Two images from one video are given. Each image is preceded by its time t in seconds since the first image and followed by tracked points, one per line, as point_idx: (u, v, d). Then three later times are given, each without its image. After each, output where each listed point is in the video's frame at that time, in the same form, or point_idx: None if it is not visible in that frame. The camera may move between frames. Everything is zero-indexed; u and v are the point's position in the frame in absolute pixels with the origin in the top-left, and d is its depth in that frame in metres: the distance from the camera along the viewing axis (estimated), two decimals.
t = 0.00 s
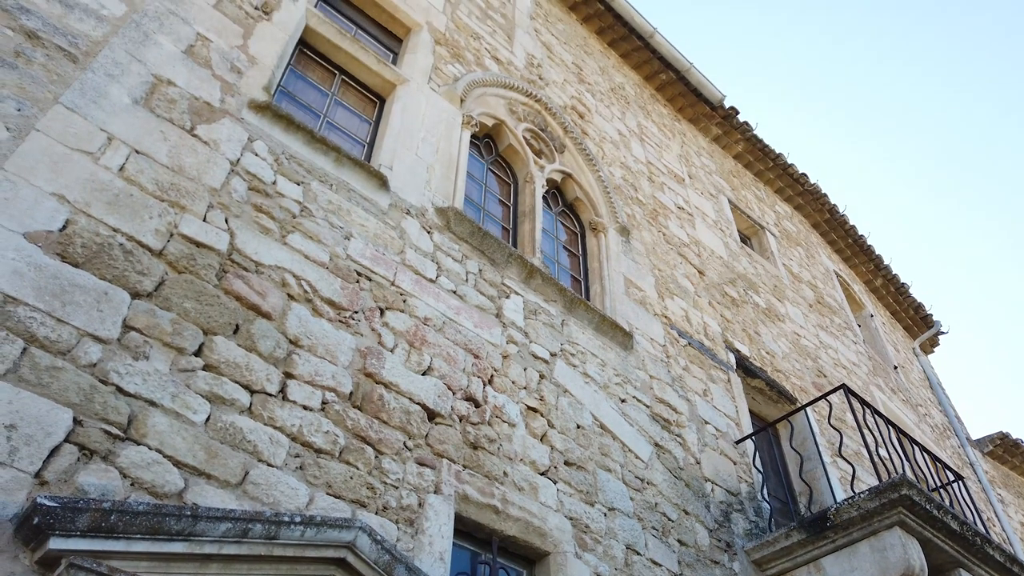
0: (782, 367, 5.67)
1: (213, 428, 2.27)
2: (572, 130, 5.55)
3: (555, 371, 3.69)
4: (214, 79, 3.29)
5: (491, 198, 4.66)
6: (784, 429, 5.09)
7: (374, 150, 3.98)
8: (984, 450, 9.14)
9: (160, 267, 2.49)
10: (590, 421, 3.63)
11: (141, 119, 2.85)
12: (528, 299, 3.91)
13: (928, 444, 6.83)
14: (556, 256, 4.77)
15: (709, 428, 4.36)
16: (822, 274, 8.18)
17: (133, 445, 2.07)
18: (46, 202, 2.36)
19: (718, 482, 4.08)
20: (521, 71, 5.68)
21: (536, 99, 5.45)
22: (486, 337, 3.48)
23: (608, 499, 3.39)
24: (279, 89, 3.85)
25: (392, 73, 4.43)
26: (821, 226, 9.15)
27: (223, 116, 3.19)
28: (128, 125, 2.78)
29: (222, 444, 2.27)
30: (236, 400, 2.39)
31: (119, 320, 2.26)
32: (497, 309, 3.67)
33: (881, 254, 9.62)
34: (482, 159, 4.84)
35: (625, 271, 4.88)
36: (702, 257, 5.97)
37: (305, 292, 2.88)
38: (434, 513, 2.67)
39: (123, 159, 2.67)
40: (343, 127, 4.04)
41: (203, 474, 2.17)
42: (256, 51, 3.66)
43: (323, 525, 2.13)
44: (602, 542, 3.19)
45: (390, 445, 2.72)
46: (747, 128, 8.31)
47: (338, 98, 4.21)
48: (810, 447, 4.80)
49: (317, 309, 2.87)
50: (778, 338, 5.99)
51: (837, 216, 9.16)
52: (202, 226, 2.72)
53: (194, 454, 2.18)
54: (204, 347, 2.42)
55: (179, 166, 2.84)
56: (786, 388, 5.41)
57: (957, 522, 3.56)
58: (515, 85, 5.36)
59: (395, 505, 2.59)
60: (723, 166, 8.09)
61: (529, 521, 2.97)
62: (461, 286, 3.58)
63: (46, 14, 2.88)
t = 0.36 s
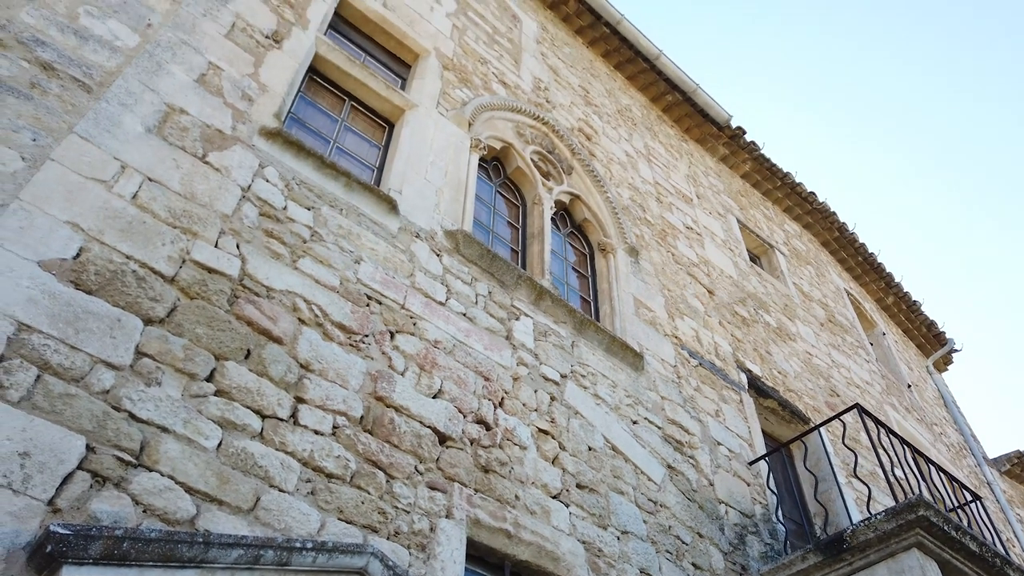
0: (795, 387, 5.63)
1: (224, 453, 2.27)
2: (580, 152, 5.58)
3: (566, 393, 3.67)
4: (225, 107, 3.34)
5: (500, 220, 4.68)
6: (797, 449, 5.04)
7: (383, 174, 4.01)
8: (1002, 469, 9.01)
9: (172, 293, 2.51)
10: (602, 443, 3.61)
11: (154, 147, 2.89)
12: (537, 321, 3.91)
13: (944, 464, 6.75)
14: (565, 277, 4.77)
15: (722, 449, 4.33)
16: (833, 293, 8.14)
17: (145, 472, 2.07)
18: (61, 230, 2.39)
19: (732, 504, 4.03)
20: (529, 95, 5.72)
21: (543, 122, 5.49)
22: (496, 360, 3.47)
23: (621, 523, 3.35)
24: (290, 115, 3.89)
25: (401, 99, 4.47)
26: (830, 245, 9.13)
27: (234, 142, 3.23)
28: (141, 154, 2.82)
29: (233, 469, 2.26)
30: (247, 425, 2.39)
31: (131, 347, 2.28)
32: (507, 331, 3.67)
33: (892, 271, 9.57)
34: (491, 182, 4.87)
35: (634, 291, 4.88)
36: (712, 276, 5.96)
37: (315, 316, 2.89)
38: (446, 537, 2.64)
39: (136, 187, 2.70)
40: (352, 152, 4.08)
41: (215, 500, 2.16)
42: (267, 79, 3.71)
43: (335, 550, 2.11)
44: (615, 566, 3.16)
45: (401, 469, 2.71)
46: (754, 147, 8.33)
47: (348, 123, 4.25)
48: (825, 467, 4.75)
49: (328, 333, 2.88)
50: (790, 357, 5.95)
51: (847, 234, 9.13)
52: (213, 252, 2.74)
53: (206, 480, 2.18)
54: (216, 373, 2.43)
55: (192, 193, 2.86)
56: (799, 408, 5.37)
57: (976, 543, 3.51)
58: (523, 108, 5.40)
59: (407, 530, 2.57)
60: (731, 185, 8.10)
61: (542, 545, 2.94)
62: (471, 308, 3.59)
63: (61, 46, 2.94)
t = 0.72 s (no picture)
0: (808, 404, 5.58)
1: (236, 476, 2.27)
2: (588, 171, 5.60)
3: (577, 412, 3.66)
4: (236, 132, 3.37)
5: (509, 239, 4.69)
6: (813, 467, 4.98)
7: (392, 196, 4.04)
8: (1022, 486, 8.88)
9: (184, 316, 2.52)
10: (615, 462, 3.59)
11: (166, 172, 2.92)
12: (548, 340, 3.90)
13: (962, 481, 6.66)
14: (575, 296, 4.77)
15: (736, 468, 4.28)
16: (845, 309, 8.09)
17: (158, 496, 2.07)
18: (74, 255, 2.41)
19: (748, 524, 3.98)
20: (536, 115, 5.76)
21: (551, 142, 5.53)
22: (507, 379, 3.46)
23: (635, 543, 3.31)
24: (300, 139, 3.93)
25: (410, 121, 4.51)
26: (841, 260, 9.09)
27: (245, 167, 3.26)
28: (153, 179, 2.85)
29: (245, 493, 2.26)
30: (259, 447, 2.39)
31: (144, 371, 2.29)
32: (518, 350, 3.66)
33: (904, 286, 9.52)
34: (500, 202, 4.89)
35: (645, 309, 4.87)
36: (723, 293, 5.94)
37: (326, 337, 2.90)
38: (459, 559, 2.62)
39: (148, 212, 2.73)
40: (362, 175, 4.11)
41: (227, 523, 2.16)
42: (278, 103, 3.75)
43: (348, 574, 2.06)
44: None
45: (412, 491, 2.69)
46: (762, 164, 8.35)
47: (357, 146, 4.29)
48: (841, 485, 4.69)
49: (339, 354, 2.88)
50: (803, 374, 5.91)
51: (858, 250, 9.10)
52: (225, 275, 2.76)
53: (218, 503, 2.17)
54: (227, 396, 2.43)
55: (203, 216, 2.89)
56: (813, 426, 5.32)
57: (997, 562, 3.45)
58: (530, 129, 5.44)
59: (419, 553, 2.54)
60: (740, 202, 8.10)
61: (555, 566, 2.91)
62: (481, 328, 3.59)
63: (76, 74, 2.99)
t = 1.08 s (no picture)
0: (820, 416, 5.54)
1: (245, 494, 2.27)
2: (595, 185, 5.62)
3: (587, 427, 3.64)
4: (244, 150, 3.40)
5: (516, 254, 4.70)
6: (825, 480, 4.94)
7: (399, 212, 4.05)
8: None
9: (193, 334, 2.53)
10: (625, 477, 3.56)
11: (175, 192, 2.94)
12: (556, 354, 3.89)
13: (977, 494, 6.58)
14: (583, 309, 4.76)
15: (748, 481, 4.25)
16: (855, 320, 8.05)
17: (167, 514, 2.07)
18: (84, 275, 2.43)
19: (761, 538, 3.94)
20: (542, 130, 5.79)
21: (557, 157, 5.55)
22: (516, 394, 3.45)
23: (647, 559, 3.28)
24: (308, 157, 3.96)
25: (416, 138, 4.54)
26: (850, 271, 9.05)
27: (254, 185, 3.28)
28: (162, 198, 2.87)
29: (254, 511, 2.25)
30: (268, 465, 2.39)
31: (153, 389, 2.29)
32: (526, 365, 3.66)
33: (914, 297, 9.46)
34: (506, 217, 4.90)
35: (653, 322, 4.85)
36: (731, 306, 5.92)
37: (334, 354, 2.90)
38: None
39: (157, 231, 2.75)
40: (369, 191, 4.13)
41: (236, 541, 2.15)
42: (285, 122, 3.78)
43: None
44: None
45: (422, 508, 2.68)
46: (769, 176, 8.35)
47: (365, 163, 4.31)
48: (855, 498, 4.64)
49: (347, 370, 2.89)
50: (814, 386, 5.87)
51: (867, 260, 9.06)
52: (233, 293, 2.77)
53: (227, 522, 2.17)
54: (237, 413, 2.44)
55: (212, 235, 2.91)
56: (825, 438, 5.27)
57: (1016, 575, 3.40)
58: (536, 144, 5.46)
59: (429, 570, 2.52)
60: (747, 214, 8.09)
61: None
62: (490, 343, 3.59)
63: (86, 96, 3.02)
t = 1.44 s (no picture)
0: (832, 427, 5.50)
1: (255, 511, 2.26)
2: (601, 198, 5.62)
3: (597, 440, 3.63)
4: (253, 168, 3.43)
5: (524, 267, 4.70)
6: (839, 491, 4.89)
7: (407, 227, 4.07)
8: None
9: (202, 351, 2.54)
10: (636, 490, 3.54)
11: (184, 209, 2.96)
12: (565, 367, 3.88)
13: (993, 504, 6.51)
14: (592, 322, 4.75)
15: (760, 493, 4.21)
16: (865, 329, 8.00)
17: (178, 532, 2.07)
18: (95, 293, 2.45)
19: (774, 551, 3.90)
20: (548, 144, 5.81)
21: (564, 170, 5.57)
22: (525, 408, 3.45)
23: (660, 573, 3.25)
24: (315, 173, 3.98)
25: (423, 153, 4.56)
26: (860, 280, 9.01)
27: (262, 202, 3.30)
28: (171, 217, 2.89)
29: (264, 527, 2.25)
30: (278, 481, 2.38)
31: (163, 407, 2.30)
32: (535, 378, 3.65)
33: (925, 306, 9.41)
34: (514, 230, 4.91)
35: (662, 334, 4.84)
36: (740, 316, 5.90)
37: (343, 369, 2.91)
38: None
39: (167, 249, 2.77)
40: (376, 207, 4.15)
41: (247, 558, 2.14)
42: (293, 139, 3.81)
43: None
44: None
45: (432, 523, 2.67)
46: (776, 186, 8.34)
47: (372, 179, 4.34)
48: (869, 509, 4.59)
49: (356, 386, 2.89)
50: (826, 397, 5.83)
51: (876, 269, 9.02)
52: (242, 309, 2.78)
53: (237, 538, 2.16)
54: (246, 430, 2.44)
55: (221, 252, 2.92)
56: (837, 449, 5.23)
57: None
58: (543, 157, 5.48)
59: None
60: (755, 225, 8.07)
61: None
62: (498, 356, 3.58)
63: (96, 116, 3.05)
